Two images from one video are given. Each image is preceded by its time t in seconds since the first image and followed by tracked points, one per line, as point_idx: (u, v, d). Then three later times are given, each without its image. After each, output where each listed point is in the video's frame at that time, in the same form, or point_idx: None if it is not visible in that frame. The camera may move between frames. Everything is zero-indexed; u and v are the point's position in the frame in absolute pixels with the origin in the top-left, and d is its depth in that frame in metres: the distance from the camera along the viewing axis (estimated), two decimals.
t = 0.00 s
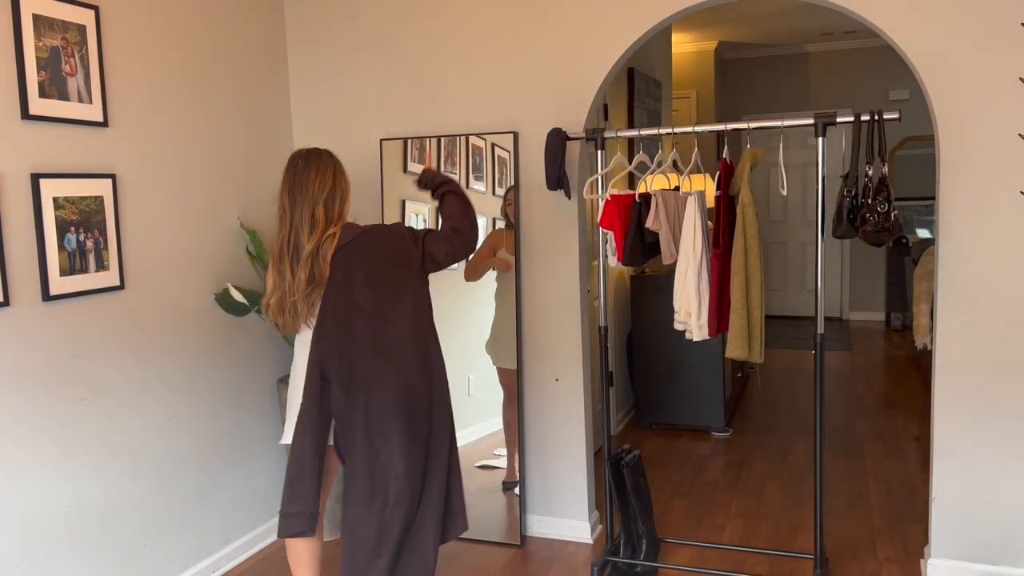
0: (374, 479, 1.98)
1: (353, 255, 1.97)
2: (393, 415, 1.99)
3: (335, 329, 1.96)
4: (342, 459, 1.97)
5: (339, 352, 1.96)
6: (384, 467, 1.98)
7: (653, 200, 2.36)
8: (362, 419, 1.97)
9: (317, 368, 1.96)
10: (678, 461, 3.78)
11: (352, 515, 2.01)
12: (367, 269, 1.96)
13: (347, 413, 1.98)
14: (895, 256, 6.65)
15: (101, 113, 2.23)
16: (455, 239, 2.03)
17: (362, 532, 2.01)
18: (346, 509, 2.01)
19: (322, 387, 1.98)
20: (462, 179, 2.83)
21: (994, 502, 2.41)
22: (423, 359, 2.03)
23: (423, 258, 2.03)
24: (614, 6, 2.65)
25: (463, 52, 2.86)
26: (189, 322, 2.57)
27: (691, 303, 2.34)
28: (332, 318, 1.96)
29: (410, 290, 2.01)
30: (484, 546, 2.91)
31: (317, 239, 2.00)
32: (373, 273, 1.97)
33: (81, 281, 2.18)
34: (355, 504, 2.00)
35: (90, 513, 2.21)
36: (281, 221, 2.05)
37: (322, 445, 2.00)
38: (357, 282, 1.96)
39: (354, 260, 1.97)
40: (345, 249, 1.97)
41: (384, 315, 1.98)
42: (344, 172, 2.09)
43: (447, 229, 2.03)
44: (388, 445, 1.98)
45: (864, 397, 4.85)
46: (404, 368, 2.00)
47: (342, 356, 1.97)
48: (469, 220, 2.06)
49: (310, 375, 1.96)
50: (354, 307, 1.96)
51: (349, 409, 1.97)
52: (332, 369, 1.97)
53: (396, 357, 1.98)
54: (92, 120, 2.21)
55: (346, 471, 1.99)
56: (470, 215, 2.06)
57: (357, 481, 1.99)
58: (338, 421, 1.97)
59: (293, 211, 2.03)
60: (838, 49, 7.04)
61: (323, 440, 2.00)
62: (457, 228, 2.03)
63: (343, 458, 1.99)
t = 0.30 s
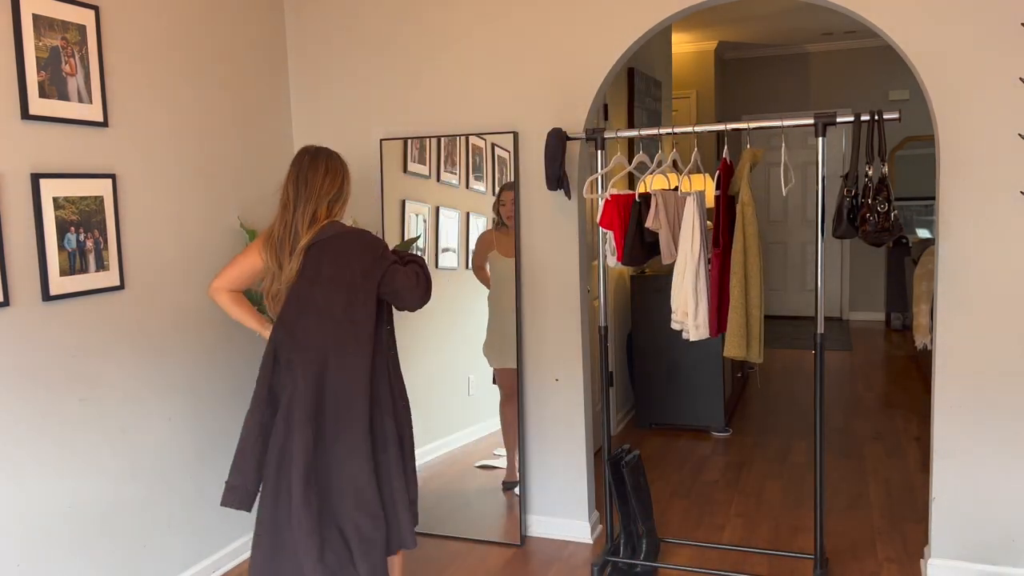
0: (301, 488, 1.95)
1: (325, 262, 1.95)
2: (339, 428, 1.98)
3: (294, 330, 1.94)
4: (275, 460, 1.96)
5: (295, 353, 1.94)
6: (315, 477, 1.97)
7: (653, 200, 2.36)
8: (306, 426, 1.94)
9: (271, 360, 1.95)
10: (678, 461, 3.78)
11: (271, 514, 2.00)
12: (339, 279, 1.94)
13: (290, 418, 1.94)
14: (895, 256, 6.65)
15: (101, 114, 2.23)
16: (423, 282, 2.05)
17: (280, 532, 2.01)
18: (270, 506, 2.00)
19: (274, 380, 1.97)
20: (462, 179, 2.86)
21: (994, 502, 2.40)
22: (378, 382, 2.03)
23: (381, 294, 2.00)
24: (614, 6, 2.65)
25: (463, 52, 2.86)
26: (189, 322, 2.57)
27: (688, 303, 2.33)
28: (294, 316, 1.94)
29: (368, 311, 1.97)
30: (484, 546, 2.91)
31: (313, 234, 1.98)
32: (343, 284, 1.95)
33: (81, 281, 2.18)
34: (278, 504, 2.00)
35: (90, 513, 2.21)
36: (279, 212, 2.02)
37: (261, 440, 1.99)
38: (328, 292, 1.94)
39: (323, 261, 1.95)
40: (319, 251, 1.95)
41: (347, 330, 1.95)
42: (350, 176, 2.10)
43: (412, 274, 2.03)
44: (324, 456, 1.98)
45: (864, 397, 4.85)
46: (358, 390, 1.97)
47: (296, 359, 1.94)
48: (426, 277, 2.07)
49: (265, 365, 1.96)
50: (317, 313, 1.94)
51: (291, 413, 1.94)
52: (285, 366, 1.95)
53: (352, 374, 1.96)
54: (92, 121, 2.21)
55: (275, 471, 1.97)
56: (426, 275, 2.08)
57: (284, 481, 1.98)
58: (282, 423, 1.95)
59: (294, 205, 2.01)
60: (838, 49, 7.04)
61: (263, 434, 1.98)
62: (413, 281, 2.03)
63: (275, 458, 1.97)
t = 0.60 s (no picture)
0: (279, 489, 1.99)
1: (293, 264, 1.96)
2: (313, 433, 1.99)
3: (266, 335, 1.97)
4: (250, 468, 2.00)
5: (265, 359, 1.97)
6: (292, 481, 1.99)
7: (653, 200, 2.35)
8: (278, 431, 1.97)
9: (243, 365, 2.00)
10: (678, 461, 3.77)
11: (251, 519, 2.03)
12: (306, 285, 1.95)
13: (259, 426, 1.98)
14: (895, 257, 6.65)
15: (101, 114, 2.23)
16: (388, 280, 1.97)
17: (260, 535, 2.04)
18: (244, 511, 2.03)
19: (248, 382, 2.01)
20: (462, 180, 2.86)
21: (995, 502, 2.40)
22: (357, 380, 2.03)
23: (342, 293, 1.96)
24: (614, 6, 2.65)
25: (463, 52, 2.86)
26: (189, 322, 2.57)
27: (691, 303, 2.34)
28: (264, 323, 1.97)
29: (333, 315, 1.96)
30: (485, 546, 2.91)
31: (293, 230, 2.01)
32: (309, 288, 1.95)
33: (81, 282, 2.18)
34: (254, 508, 2.03)
35: (90, 513, 2.21)
36: (267, 213, 2.09)
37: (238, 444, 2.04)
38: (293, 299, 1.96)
39: (290, 263, 1.96)
40: (290, 251, 1.97)
41: (317, 333, 1.95)
42: (340, 179, 2.14)
43: (372, 273, 1.96)
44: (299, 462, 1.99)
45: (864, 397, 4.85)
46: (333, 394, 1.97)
47: (266, 365, 1.97)
48: (391, 275, 1.99)
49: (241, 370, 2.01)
50: (286, 317, 1.96)
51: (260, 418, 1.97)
52: (258, 372, 1.99)
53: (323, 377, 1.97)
54: (92, 121, 2.20)
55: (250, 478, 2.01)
56: (396, 272, 2.00)
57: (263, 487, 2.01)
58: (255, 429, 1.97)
59: (280, 204, 2.07)
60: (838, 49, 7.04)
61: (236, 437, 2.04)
62: (377, 277, 1.96)
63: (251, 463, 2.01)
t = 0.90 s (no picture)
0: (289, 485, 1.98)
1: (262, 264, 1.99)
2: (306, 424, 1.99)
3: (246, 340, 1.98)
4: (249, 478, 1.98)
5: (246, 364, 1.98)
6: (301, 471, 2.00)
7: (654, 201, 2.35)
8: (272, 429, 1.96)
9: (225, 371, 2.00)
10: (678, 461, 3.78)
11: (261, 529, 2.00)
12: (274, 280, 1.96)
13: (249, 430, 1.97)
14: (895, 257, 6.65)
15: (101, 113, 2.23)
16: (339, 254, 1.88)
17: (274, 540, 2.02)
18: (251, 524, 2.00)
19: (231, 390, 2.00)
20: (462, 180, 2.86)
21: (994, 502, 2.41)
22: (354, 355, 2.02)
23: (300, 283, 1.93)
24: (614, 6, 2.65)
25: (463, 52, 2.86)
26: (189, 322, 2.57)
27: (693, 303, 2.33)
28: (240, 329, 1.98)
29: (300, 301, 1.95)
30: (485, 546, 2.91)
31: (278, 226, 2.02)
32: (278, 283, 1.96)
33: (81, 282, 2.18)
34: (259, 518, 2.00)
35: (90, 512, 2.21)
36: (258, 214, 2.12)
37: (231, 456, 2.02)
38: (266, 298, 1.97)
39: (259, 265, 1.99)
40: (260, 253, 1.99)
41: (294, 322, 1.95)
42: (330, 179, 2.14)
43: (317, 254, 1.89)
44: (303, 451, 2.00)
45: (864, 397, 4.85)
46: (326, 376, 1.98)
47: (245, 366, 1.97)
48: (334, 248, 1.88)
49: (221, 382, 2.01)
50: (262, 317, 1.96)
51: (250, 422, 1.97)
52: (238, 381, 1.98)
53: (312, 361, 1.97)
54: (92, 121, 2.20)
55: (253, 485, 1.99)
56: (343, 244, 1.88)
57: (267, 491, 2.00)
58: (245, 435, 1.96)
59: (270, 203, 2.09)
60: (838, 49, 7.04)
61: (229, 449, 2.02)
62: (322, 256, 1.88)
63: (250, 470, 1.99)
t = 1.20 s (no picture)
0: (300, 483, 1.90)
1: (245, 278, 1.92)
2: (302, 425, 1.87)
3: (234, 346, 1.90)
4: (246, 482, 1.93)
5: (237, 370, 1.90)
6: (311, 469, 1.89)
7: (654, 201, 2.35)
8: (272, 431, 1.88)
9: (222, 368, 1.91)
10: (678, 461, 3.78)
11: (267, 528, 1.95)
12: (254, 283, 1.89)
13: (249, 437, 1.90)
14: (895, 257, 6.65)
15: (101, 113, 2.23)
16: (306, 234, 1.77)
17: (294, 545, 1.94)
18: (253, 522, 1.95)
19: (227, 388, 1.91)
20: (462, 180, 2.86)
21: (994, 502, 2.41)
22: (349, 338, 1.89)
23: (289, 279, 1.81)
24: (614, 6, 2.65)
25: (463, 52, 2.86)
26: (189, 321, 2.57)
27: (693, 303, 2.34)
28: (227, 340, 1.90)
29: (293, 297, 1.83)
30: (485, 546, 2.91)
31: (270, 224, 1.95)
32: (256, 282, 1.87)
33: (81, 282, 2.18)
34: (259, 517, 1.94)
35: (90, 512, 2.21)
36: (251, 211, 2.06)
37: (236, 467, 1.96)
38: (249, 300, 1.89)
39: (247, 279, 1.91)
40: (248, 266, 1.93)
41: (281, 318, 1.83)
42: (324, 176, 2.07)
43: (286, 245, 1.79)
44: (308, 449, 1.89)
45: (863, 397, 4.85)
46: (321, 365, 1.86)
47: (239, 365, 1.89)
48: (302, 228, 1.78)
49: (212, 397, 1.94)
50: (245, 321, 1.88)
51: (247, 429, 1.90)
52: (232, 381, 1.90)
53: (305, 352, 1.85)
54: (92, 121, 2.21)
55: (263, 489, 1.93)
56: (307, 222, 1.78)
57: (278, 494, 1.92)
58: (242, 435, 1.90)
59: (264, 202, 2.02)
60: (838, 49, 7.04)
61: (230, 458, 1.96)
62: (292, 244, 1.78)
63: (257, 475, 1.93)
